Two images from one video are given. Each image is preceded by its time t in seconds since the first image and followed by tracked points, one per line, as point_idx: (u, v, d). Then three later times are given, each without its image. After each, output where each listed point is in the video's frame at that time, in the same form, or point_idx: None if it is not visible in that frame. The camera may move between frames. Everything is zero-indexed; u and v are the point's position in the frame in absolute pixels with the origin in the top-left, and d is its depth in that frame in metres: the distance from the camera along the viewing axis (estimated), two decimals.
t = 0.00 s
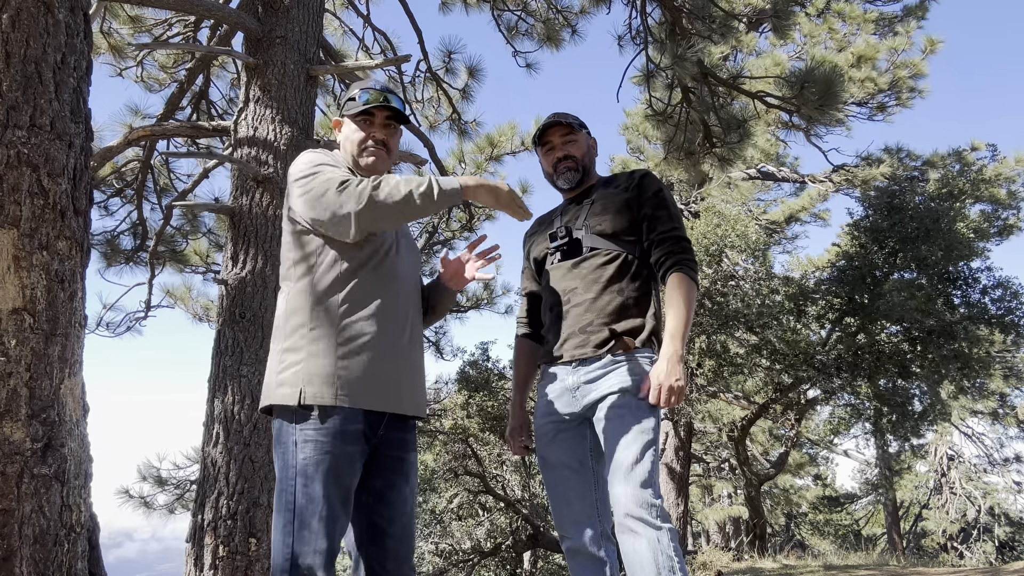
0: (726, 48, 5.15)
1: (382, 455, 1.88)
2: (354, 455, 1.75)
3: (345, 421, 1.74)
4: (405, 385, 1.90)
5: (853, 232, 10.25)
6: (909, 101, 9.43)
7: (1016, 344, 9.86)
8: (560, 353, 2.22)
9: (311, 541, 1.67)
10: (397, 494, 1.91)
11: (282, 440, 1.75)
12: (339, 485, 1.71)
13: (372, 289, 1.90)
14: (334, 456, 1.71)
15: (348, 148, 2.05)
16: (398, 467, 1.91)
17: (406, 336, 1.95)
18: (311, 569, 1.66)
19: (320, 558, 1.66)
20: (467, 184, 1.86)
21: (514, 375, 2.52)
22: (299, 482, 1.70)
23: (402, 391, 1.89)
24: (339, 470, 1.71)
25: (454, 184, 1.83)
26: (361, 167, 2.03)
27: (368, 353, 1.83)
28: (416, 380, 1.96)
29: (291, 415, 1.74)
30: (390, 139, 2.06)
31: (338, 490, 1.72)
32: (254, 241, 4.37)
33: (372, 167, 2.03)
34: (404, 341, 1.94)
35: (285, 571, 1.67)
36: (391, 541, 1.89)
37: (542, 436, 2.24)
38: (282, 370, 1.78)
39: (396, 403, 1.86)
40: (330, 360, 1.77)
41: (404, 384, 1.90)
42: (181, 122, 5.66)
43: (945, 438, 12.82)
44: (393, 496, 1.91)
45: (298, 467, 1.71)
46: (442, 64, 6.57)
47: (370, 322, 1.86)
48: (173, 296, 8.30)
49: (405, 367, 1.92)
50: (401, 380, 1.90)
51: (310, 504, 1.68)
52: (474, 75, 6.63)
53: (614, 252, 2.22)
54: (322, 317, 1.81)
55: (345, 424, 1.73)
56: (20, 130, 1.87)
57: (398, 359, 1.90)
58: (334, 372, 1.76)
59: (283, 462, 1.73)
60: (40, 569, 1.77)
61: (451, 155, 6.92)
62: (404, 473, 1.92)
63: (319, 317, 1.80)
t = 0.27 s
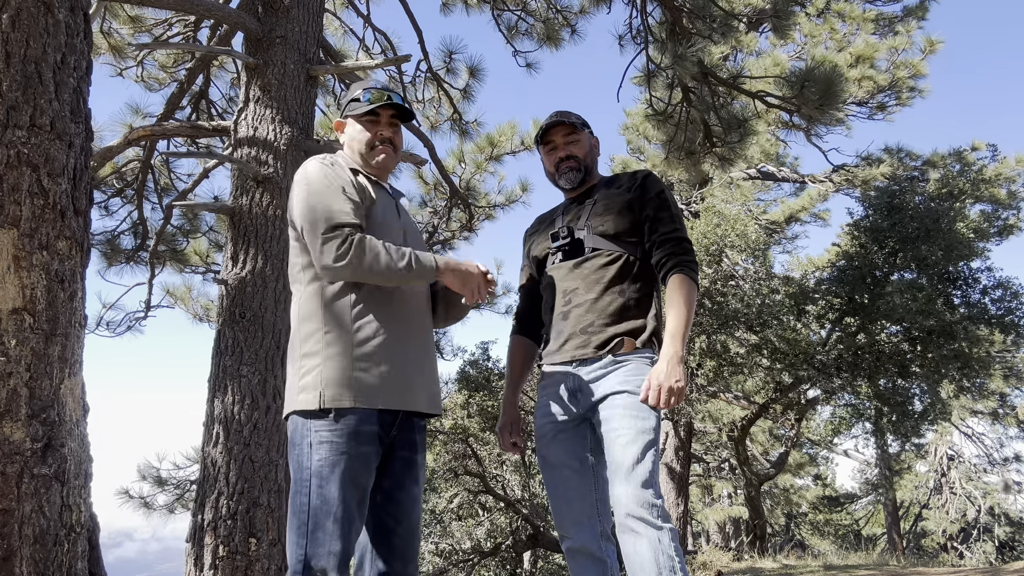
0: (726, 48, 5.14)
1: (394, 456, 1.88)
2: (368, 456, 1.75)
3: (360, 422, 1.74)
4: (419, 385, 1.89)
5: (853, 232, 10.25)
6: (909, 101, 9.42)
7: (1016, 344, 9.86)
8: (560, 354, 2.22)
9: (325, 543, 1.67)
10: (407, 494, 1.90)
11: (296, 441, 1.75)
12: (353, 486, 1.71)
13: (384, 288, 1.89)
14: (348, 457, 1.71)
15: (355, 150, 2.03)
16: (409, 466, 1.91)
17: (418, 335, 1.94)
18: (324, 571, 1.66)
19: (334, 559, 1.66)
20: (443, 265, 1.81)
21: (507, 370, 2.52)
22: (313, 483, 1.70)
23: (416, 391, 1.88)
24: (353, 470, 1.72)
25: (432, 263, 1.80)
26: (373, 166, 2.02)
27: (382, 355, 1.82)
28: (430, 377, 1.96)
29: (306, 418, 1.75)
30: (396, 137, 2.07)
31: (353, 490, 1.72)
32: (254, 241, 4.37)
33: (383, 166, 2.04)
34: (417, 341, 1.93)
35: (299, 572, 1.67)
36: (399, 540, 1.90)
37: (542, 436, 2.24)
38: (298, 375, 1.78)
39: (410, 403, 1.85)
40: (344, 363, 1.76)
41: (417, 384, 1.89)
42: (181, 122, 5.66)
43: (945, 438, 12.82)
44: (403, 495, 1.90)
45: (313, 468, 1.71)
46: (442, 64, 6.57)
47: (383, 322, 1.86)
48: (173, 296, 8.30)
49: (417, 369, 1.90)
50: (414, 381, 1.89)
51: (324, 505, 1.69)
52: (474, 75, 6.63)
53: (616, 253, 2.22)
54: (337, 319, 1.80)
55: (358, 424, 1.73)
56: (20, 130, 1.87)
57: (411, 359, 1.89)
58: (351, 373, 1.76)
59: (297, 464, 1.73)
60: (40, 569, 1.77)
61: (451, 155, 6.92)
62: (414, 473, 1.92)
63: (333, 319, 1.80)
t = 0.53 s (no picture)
0: (726, 48, 5.14)
1: (392, 456, 1.88)
2: (365, 456, 1.75)
3: (355, 422, 1.73)
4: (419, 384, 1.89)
5: (853, 232, 10.25)
6: (909, 101, 9.42)
7: (1016, 343, 9.86)
8: (560, 354, 2.22)
9: (320, 542, 1.67)
10: (405, 494, 1.90)
11: (293, 440, 1.76)
12: (348, 485, 1.71)
13: (380, 289, 1.89)
14: (343, 456, 1.71)
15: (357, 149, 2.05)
16: (407, 466, 1.90)
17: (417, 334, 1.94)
18: (319, 570, 1.67)
19: (328, 558, 1.66)
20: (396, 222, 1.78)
21: (509, 370, 2.52)
22: (309, 482, 1.70)
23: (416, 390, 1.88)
24: (349, 470, 1.71)
25: (384, 221, 1.76)
26: (375, 168, 2.04)
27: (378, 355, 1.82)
28: (431, 378, 1.96)
29: (302, 418, 1.75)
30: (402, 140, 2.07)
31: (350, 490, 1.72)
32: (254, 241, 4.37)
33: (384, 169, 2.06)
34: (415, 339, 1.92)
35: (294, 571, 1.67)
36: (398, 541, 1.89)
37: (542, 436, 2.24)
38: (297, 376, 1.79)
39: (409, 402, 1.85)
40: (341, 364, 1.77)
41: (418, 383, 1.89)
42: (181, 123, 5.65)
43: (945, 438, 12.82)
44: (401, 496, 1.90)
45: (308, 467, 1.71)
46: (442, 64, 6.57)
47: (378, 323, 1.85)
48: (173, 296, 8.30)
49: (417, 367, 1.90)
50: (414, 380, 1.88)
51: (319, 504, 1.69)
52: (474, 75, 6.63)
53: (616, 254, 2.22)
54: (332, 320, 1.81)
55: (355, 423, 1.73)
56: (20, 130, 1.87)
57: (409, 357, 1.89)
58: (345, 375, 1.76)
59: (294, 462, 1.74)
60: (40, 569, 1.77)
61: (451, 155, 6.92)
62: (413, 474, 1.91)
63: (329, 321, 1.81)
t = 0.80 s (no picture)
0: (726, 48, 5.14)
1: (385, 456, 1.88)
2: (357, 455, 1.75)
3: (346, 421, 1.73)
4: (413, 380, 1.89)
5: (853, 232, 10.25)
6: (910, 101, 9.42)
7: (1016, 343, 9.85)
8: (559, 354, 2.22)
9: (312, 542, 1.67)
10: (399, 495, 1.90)
11: (285, 439, 1.76)
12: (339, 484, 1.71)
13: (371, 288, 1.88)
14: (334, 456, 1.71)
15: (355, 148, 2.06)
16: (401, 467, 1.90)
17: (412, 330, 1.93)
18: (312, 570, 1.67)
19: (320, 558, 1.66)
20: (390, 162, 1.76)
21: (510, 371, 2.51)
22: (301, 482, 1.70)
23: (410, 387, 1.88)
24: (340, 470, 1.71)
25: (381, 164, 1.75)
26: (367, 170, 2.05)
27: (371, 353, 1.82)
28: (426, 376, 1.95)
29: (293, 417, 1.76)
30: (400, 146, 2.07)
31: (341, 490, 1.72)
32: (254, 241, 4.37)
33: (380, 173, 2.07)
34: (409, 335, 1.92)
35: (287, 571, 1.67)
36: (392, 542, 1.89)
37: (541, 437, 2.24)
38: (289, 376, 1.80)
39: (402, 400, 1.84)
40: (332, 362, 1.77)
41: (412, 380, 1.89)
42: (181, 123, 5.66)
43: (945, 438, 12.81)
44: (395, 497, 1.90)
45: (300, 467, 1.71)
46: (442, 64, 6.57)
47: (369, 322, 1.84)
48: (173, 296, 8.30)
49: (411, 365, 1.90)
50: (408, 377, 1.88)
51: (311, 504, 1.69)
52: (474, 75, 6.63)
53: (614, 255, 2.22)
54: (323, 319, 1.81)
55: (346, 422, 1.73)
56: (20, 130, 1.87)
57: (403, 354, 1.88)
58: (335, 374, 1.75)
59: (286, 462, 1.74)
60: (40, 569, 1.77)
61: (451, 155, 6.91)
62: (406, 473, 1.91)
63: (319, 320, 1.80)
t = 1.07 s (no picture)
0: (726, 48, 5.15)
1: (383, 457, 1.88)
2: (355, 455, 1.75)
3: (345, 422, 1.73)
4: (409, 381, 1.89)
5: (853, 233, 10.25)
6: (910, 101, 9.42)
7: (1016, 343, 9.85)
8: (558, 354, 2.22)
9: (309, 542, 1.67)
10: (397, 495, 1.90)
11: (282, 440, 1.76)
12: (337, 484, 1.71)
13: (368, 287, 1.88)
14: (332, 456, 1.71)
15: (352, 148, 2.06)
16: (399, 467, 1.90)
17: (407, 331, 1.93)
18: (310, 570, 1.67)
19: (318, 559, 1.67)
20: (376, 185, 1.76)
21: (507, 372, 2.50)
22: (298, 483, 1.70)
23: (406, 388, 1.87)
24: (338, 470, 1.72)
25: (364, 185, 1.73)
26: (364, 170, 2.05)
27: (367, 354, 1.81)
28: (424, 376, 1.96)
29: (290, 417, 1.75)
30: (396, 145, 2.07)
31: (339, 491, 1.72)
32: (254, 241, 4.37)
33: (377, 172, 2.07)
34: (405, 336, 1.92)
35: (285, 571, 1.67)
36: (391, 542, 1.89)
37: (540, 437, 2.24)
38: (287, 374, 1.79)
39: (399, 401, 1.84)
40: (329, 362, 1.76)
41: (408, 381, 1.89)
42: (181, 123, 5.66)
43: (945, 438, 12.81)
44: (393, 497, 1.90)
45: (297, 468, 1.71)
46: (442, 64, 6.58)
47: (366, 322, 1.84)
48: (173, 296, 8.30)
49: (406, 366, 1.89)
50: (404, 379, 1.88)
51: (308, 505, 1.69)
52: (474, 75, 6.63)
53: (613, 255, 2.22)
54: (320, 318, 1.80)
55: (344, 422, 1.73)
56: (20, 130, 1.87)
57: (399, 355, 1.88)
58: (333, 375, 1.75)
59: (283, 462, 1.74)
60: (40, 569, 1.77)
61: (451, 155, 6.92)
62: (404, 474, 1.91)
63: (316, 319, 1.80)
